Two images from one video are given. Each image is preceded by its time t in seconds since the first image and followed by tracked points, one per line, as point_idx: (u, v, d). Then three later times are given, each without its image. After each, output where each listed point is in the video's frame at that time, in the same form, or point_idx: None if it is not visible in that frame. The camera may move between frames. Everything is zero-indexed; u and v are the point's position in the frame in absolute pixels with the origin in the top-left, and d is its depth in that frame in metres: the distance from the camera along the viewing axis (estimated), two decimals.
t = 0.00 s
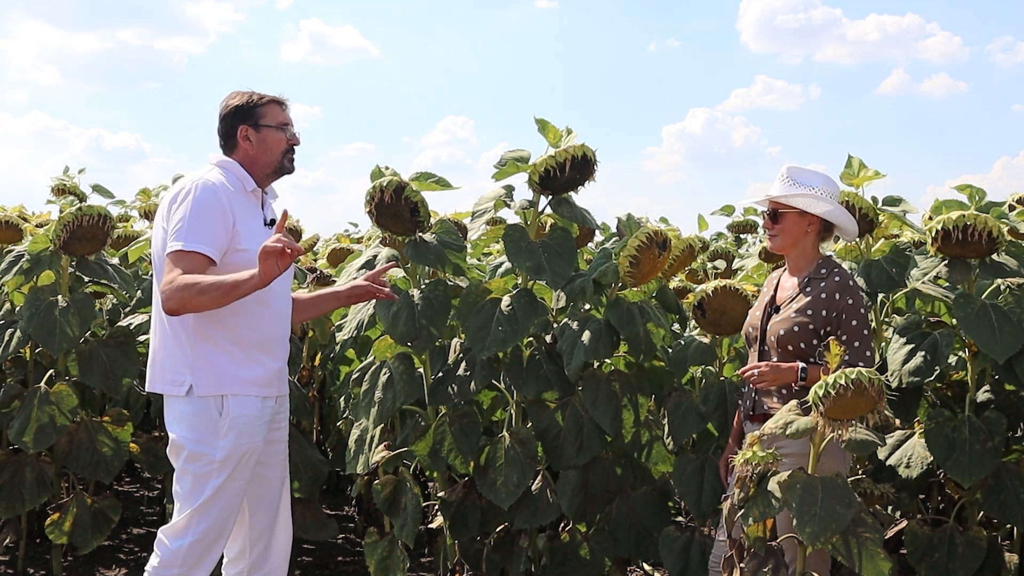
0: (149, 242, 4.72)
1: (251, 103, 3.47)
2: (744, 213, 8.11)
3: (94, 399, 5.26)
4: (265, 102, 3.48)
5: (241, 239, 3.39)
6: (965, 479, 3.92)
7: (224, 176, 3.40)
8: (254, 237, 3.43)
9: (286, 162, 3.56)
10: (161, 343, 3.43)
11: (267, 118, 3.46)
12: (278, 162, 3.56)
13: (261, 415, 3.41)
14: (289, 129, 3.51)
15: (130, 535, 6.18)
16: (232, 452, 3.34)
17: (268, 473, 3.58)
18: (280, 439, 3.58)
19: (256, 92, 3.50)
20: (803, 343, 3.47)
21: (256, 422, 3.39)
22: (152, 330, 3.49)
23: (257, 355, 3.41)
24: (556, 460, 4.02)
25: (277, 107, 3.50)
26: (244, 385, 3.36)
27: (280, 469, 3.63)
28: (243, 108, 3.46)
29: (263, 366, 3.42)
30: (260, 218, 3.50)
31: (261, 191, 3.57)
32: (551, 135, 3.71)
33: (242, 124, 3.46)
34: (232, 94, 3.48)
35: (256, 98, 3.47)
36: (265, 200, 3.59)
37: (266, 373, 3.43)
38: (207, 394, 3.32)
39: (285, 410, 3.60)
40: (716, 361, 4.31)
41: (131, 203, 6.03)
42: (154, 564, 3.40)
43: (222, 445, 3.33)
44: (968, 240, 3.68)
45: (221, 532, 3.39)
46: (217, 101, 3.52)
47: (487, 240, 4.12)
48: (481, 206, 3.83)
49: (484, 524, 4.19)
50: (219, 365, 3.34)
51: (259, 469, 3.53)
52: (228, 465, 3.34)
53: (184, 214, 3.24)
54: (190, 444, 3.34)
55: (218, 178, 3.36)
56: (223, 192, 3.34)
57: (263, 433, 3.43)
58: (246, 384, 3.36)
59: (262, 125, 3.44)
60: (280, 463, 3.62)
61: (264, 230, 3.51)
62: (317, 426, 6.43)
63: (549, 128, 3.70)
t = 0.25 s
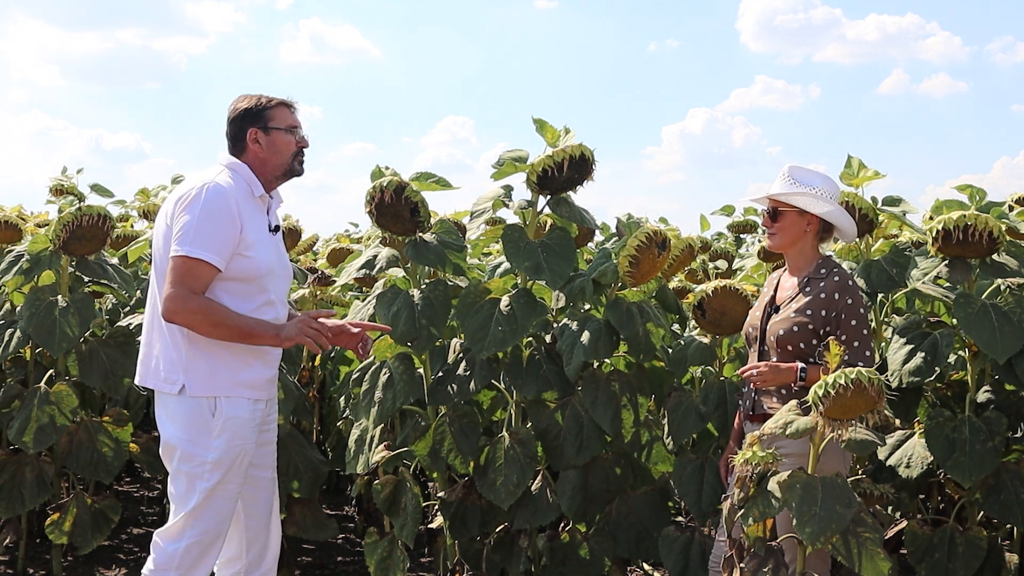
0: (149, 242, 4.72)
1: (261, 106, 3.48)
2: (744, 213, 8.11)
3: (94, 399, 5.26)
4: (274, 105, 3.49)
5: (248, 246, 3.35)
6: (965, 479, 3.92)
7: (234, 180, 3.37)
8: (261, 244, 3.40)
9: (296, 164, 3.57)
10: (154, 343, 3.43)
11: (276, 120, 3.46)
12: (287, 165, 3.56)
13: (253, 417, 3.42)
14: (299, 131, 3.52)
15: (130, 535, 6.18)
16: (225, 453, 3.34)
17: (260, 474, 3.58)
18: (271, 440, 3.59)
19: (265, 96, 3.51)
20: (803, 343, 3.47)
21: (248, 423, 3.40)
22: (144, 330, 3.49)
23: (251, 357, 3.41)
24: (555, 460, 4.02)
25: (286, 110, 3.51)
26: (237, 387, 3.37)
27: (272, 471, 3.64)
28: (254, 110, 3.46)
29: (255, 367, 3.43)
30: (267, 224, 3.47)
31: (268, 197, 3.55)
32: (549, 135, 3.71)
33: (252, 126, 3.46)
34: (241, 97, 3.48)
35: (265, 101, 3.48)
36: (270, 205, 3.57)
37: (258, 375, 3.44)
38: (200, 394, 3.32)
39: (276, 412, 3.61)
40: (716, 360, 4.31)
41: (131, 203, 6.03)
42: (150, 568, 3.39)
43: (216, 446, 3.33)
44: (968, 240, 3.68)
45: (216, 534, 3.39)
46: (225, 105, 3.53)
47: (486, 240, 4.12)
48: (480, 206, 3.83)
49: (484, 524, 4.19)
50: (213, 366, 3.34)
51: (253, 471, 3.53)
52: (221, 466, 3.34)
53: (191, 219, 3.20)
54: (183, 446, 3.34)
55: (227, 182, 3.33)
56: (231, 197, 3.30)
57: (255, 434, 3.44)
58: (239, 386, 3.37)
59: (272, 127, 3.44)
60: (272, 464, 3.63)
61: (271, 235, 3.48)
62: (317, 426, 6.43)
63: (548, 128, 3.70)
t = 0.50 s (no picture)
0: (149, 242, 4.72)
1: (250, 104, 3.48)
2: (744, 213, 8.11)
3: (94, 399, 5.25)
4: (264, 103, 3.49)
5: (245, 243, 3.36)
6: (965, 480, 3.92)
7: (228, 178, 3.39)
8: (257, 241, 3.41)
9: (286, 162, 3.58)
10: (149, 343, 3.42)
11: (267, 118, 3.47)
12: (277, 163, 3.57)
13: (249, 417, 3.42)
14: (289, 128, 3.52)
15: (130, 535, 6.18)
16: (221, 453, 3.34)
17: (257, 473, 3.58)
18: (267, 439, 3.59)
19: (256, 93, 3.51)
20: (803, 343, 3.47)
21: (245, 424, 3.40)
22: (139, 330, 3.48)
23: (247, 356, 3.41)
24: (555, 460, 4.02)
25: (276, 107, 3.51)
26: (233, 388, 3.37)
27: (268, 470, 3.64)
28: (243, 109, 3.46)
29: (251, 367, 3.43)
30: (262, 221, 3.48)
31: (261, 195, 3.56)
32: (549, 135, 3.71)
33: (242, 125, 3.47)
34: (230, 95, 3.48)
35: (255, 99, 3.48)
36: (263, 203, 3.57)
37: (255, 376, 3.44)
38: (197, 395, 3.32)
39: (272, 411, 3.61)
40: (716, 361, 4.31)
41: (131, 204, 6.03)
42: (148, 569, 3.40)
43: (212, 447, 3.33)
44: (968, 240, 3.68)
45: (213, 535, 3.40)
46: (216, 103, 3.52)
47: (487, 240, 4.12)
48: (480, 206, 3.83)
49: (484, 524, 4.19)
50: (210, 367, 3.33)
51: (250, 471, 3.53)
52: (218, 467, 3.34)
53: (190, 219, 3.21)
54: (179, 446, 3.34)
55: (221, 180, 3.33)
56: (227, 195, 3.30)
57: (252, 434, 3.44)
58: (236, 387, 3.37)
59: (262, 126, 3.45)
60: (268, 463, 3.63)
61: (266, 233, 3.50)
62: (317, 426, 6.43)
63: (547, 128, 3.70)
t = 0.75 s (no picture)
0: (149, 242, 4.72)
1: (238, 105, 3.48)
2: (744, 213, 8.12)
3: (94, 399, 5.25)
4: (252, 103, 3.48)
5: (237, 245, 3.37)
6: (965, 480, 3.92)
7: (219, 178, 3.39)
8: (248, 244, 3.41)
9: (277, 161, 3.57)
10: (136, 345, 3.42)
11: (255, 118, 3.46)
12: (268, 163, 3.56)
13: (232, 424, 3.41)
14: (278, 128, 3.52)
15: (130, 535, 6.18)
16: (202, 459, 3.34)
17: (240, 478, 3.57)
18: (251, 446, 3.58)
19: (243, 94, 3.51)
20: (803, 343, 3.47)
21: (227, 431, 3.39)
22: (126, 331, 3.47)
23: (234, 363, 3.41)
24: (555, 460, 4.02)
25: (264, 107, 3.51)
26: (218, 394, 3.37)
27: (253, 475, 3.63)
28: (231, 110, 3.46)
29: (237, 374, 3.42)
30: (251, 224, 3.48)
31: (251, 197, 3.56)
32: (550, 135, 3.71)
33: (230, 126, 3.46)
34: (217, 97, 3.48)
35: (242, 99, 3.48)
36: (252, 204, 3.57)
37: (240, 383, 3.43)
38: (181, 400, 3.31)
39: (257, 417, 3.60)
40: (716, 361, 4.32)
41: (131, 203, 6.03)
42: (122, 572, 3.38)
43: (193, 452, 3.32)
44: (968, 240, 3.68)
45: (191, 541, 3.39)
46: (204, 106, 3.53)
47: (487, 240, 4.12)
48: (480, 206, 3.83)
49: (484, 524, 4.19)
50: (195, 372, 3.33)
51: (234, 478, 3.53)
52: (197, 473, 3.33)
53: (185, 218, 3.20)
54: (161, 450, 3.33)
55: (214, 180, 3.34)
56: (220, 195, 3.31)
57: (234, 441, 3.43)
58: (220, 394, 3.37)
59: (251, 126, 3.44)
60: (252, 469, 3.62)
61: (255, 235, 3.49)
62: (318, 426, 6.43)
63: (548, 128, 3.70)
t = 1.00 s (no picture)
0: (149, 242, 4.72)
1: (227, 107, 3.46)
2: (744, 213, 8.12)
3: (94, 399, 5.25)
4: (241, 106, 3.47)
5: (215, 249, 3.36)
6: (965, 480, 3.92)
7: (202, 182, 3.37)
8: (228, 248, 3.40)
9: (261, 168, 3.56)
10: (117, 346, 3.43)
11: (244, 122, 3.45)
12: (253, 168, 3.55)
13: (208, 425, 3.38)
14: (266, 132, 3.50)
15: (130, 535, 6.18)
16: (175, 461, 3.31)
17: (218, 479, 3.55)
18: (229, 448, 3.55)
19: (233, 96, 3.49)
20: (803, 343, 3.47)
21: (202, 432, 3.36)
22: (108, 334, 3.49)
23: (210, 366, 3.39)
24: (556, 460, 4.02)
25: (253, 110, 3.49)
26: (193, 396, 3.34)
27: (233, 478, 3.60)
28: (220, 112, 3.44)
29: (213, 377, 3.40)
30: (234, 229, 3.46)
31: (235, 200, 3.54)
32: (551, 135, 3.71)
33: (218, 129, 3.45)
34: (207, 98, 3.47)
35: (232, 102, 3.46)
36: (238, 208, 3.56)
37: (216, 384, 3.40)
38: (154, 401, 3.29)
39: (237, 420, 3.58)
40: (716, 361, 4.32)
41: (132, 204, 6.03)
42: None
43: (166, 452, 3.30)
44: (968, 240, 3.68)
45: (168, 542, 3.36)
46: (192, 105, 3.51)
47: (487, 240, 4.12)
48: (481, 206, 3.83)
49: (484, 524, 4.19)
50: (169, 373, 3.31)
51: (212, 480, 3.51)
52: (171, 473, 3.31)
53: (160, 221, 3.20)
54: (135, 451, 3.32)
55: (195, 184, 3.33)
56: (199, 199, 3.30)
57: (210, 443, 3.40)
58: (195, 395, 3.34)
59: (240, 130, 3.43)
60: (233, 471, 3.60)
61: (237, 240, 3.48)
62: (318, 426, 6.44)
63: (549, 128, 3.70)
